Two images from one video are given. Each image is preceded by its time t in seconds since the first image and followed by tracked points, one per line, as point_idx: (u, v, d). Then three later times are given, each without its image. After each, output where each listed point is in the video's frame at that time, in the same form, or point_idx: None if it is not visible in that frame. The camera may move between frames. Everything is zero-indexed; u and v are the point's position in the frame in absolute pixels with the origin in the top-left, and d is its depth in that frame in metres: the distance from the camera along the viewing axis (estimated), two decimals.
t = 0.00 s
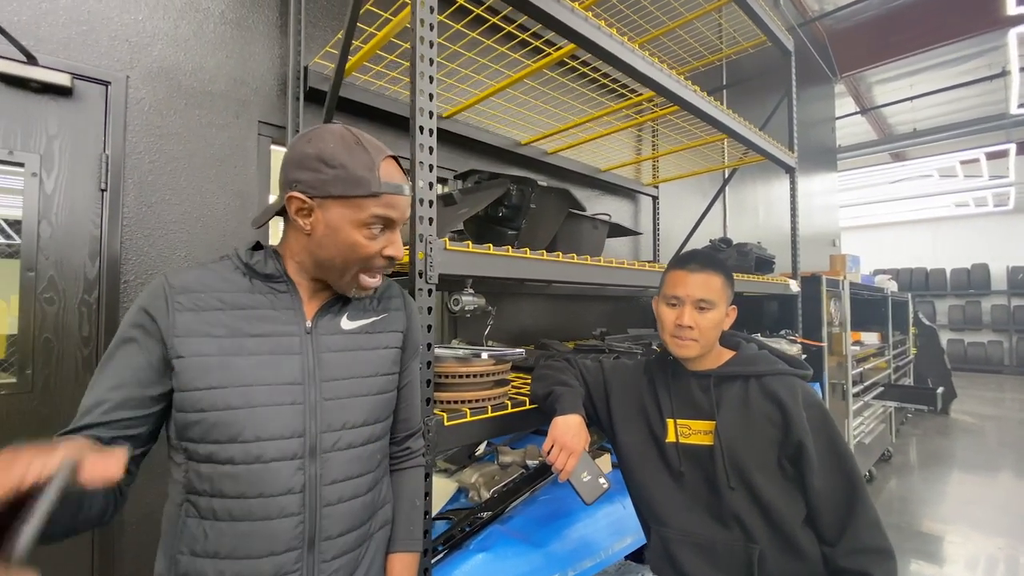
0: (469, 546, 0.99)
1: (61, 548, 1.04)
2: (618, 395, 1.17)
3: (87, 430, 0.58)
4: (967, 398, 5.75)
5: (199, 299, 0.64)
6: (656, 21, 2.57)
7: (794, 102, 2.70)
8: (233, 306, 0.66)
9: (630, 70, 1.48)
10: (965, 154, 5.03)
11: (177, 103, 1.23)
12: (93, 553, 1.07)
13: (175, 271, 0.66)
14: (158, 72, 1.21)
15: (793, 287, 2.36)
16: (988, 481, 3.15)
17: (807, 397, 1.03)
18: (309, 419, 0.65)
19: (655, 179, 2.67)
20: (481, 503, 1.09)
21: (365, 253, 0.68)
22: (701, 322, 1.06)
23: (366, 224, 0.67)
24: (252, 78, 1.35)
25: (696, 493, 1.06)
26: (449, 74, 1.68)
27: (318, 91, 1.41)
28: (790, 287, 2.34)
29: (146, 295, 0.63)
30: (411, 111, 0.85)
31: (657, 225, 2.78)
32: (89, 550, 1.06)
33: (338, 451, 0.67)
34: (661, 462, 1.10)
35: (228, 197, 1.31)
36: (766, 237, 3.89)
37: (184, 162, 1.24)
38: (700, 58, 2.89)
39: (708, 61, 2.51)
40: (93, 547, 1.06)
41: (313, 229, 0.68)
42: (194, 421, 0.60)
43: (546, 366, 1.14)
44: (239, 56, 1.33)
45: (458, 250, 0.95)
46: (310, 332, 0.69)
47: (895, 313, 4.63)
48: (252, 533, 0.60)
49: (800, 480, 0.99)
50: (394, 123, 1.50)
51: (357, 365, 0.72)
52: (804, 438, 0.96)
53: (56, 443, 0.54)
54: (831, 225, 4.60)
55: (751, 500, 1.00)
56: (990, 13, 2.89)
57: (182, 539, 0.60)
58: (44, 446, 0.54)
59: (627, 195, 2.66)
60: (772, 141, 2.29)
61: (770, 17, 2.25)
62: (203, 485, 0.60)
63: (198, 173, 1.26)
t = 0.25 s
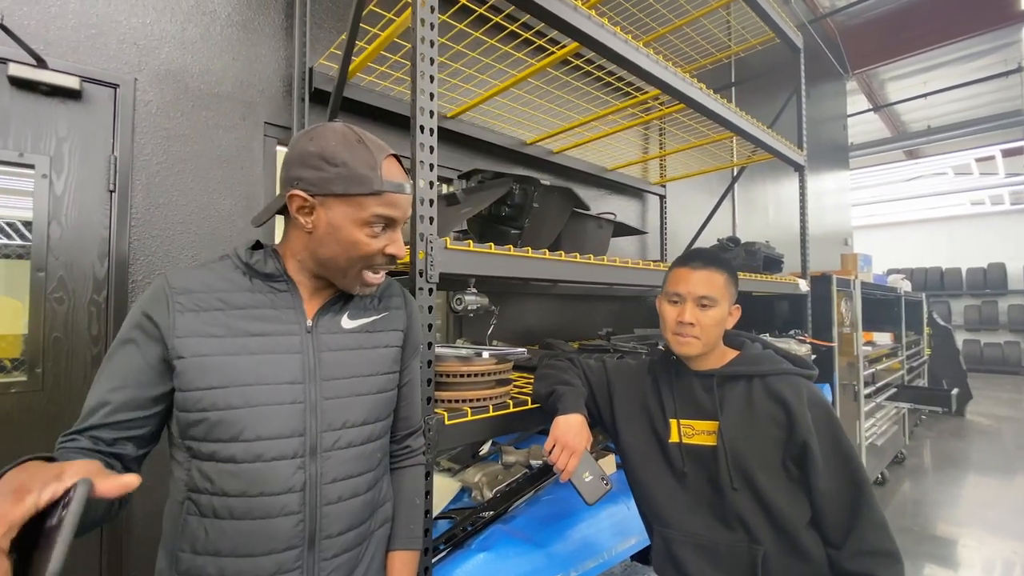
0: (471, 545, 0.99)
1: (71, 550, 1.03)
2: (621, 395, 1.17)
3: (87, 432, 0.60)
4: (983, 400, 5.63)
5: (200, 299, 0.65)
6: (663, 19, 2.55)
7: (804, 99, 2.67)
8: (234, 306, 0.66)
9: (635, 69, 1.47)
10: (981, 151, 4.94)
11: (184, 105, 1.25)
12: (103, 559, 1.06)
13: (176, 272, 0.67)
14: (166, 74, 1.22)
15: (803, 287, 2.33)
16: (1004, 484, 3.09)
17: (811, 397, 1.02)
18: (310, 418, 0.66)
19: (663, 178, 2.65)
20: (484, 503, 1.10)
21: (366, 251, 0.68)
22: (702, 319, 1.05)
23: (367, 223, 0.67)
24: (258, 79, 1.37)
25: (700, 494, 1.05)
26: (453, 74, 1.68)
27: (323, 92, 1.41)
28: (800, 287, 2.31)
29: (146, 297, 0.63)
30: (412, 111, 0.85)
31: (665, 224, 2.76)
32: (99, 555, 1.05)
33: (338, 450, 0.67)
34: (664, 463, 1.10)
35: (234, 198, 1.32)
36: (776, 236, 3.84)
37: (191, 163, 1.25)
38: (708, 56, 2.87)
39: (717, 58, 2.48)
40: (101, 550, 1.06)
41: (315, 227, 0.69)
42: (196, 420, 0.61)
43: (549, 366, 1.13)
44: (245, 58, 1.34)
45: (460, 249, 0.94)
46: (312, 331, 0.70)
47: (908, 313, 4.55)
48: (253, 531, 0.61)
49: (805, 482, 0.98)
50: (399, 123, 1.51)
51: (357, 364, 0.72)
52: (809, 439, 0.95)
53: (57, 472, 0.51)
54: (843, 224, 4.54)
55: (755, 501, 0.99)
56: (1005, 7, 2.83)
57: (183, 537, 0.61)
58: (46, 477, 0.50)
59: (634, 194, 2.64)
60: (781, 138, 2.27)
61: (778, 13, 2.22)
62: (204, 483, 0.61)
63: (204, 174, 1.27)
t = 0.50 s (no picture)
0: (472, 545, 0.99)
1: (77, 548, 1.04)
2: (623, 395, 1.16)
3: (86, 432, 0.60)
4: (1000, 402, 5.52)
5: (197, 298, 0.65)
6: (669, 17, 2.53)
7: (814, 97, 2.63)
8: (231, 305, 0.67)
9: (639, 67, 1.45)
10: (997, 148, 4.84)
11: (189, 107, 1.26)
12: (109, 555, 1.07)
13: (173, 272, 0.67)
14: (172, 77, 1.23)
15: (812, 286, 2.30)
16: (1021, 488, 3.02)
17: (816, 398, 1.00)
18: (306, 416, 0.66)
19: (670, 177, 2.63)
20: (485, 502, 1.10)
21: (365, 248, 0.68)
22: (705, 319, 1.04)
23: (364, 220, 0.67)
24: (263, 81, 1.37)
25: (703, 495, 1.04)
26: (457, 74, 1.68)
27: (327, 93, 1.42)
28: (809, 286, 2.28)
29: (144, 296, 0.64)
30: (410, 110, 0.85)
31: (672, 223, 2.74)
32: (105, 553, 1.07)
33: (335, 449, 0.68)
34: (667, 463, 1.09)
35: (239, 198, 1.33)
36: (786, 235, 3.80)
37: (195, 164, 1.26)
38: (716, 53, 2.84)
39: (724, 54, 2.46)
40: (109, 547, 1.07)
41: (312, 225, 0.69)
42: (193, 418, 0.61)
43: (550, 365, 1.13)
44: (250, 59, 1.35)
45: (460, 248, 0.93)
46: (309, 330, 0.70)
47: (922, 314, 4.47)
48: (249, 529, 0.61)
49: (809, 483, 0.97)
50: (402, 123, 1.51)
51: (354, 363, 0.72)
52: (813, 440, 0.94)
53: (41, 500, 0.47)
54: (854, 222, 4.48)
55: (758, 502, 0.98)
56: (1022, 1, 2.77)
57: (181, 535, 0.62)
58: (27, 506, 0.46)
59: (640, 194, 2.63)
60: (789, 136, 2.24)
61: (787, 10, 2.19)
62: (201, 481, 0.61)
63: (209, 175, 1.28)
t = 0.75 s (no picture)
0: (473, 545, 0.99)
1: (86, 545, 1.06)
2: (626, 396, 1.15)
3: (90, 432, 0.61)
4: (1017, 404, 5.41)
5: (196, 299, 0.66)
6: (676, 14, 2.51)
7: (824, 94, 2.59)
8: (230, 306, 0.67)
9: (643, 65, 1.44)
10: (1014, 146, 4.74)
11: (196, 109, 1.27)
12: (117, 552, 1.09)
13: (173, 272, 0.68)
14: (179, 79, 1.25)
15: (822, 286, 2.27)
16: None
17: (820, 399, 0.99)
18: (305, 416, 0.66)
19: (677, 176, 2.61)
20: (487, 502, 1.11)
21: (363, 248, 0.68)
22: (707, 318, 1.03)
23: (361, 219, 0.68)
24: (269, 82, 1.38)
25: (706, 496, 1.03)
26: (461, 74, 1.68)
27: (332, 94, 1.43)
28: (818, 286, 2.25)
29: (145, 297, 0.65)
30: (411, 109, 0.85)
31: (679, 223, 2.72)
32: (113, 549, 1.08)
33: (334, 448, 0.68)
34: (670, 464, 1.08)
35: (245, 199, 1.34)
36: (796, 234, 3.76)
37: (201, 166, 1.27)
38: (724, 51, 2.82)
39: (732, 52, 2.43)
40: (117, 543, 1.08)
41: (310, 225, 0.69)
42: (193, 418, 0.62)
43: (553, 365, 1.12)
44: (255, 61, 1.36)
45: (461, 248, 0.93)
46: (308, 330, 0.70)
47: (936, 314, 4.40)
48: (248, 528, 0.61)
49: (814, 485, 0.95)
50: (406, 123, 1.52)
51: (353, 363, 0.72)
52: (817, 441, 0.93)
53: (37, 502, 0.48)
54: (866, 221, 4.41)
55: (761, 504, 0.97)
56: None
57: (181, 533, 0.62)
58: (23, 508, 0.47)
59: (647, 193, 2.61)
60: (798, 134, 2.21)
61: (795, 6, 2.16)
62: (201, 480, 0.62)
63: (215, 176, 1.29)
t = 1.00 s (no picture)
0: (475, 545, 0.99)
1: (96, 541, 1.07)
2: (631, 396, 1.14)
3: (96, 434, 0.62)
4: None
5: (197, 297, 0.66)
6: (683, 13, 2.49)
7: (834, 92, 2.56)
8: (231, 304, 0.67)
9: (649, 64, 1.43)
10: None
11: (203, 111, 1.28)
12: (126, 550, 1.10)
13: (174, 271, 0.68)
14: (186, 81, 1.26)
15: (831, 286, 2.24)
16: None
17: (826, 399, 0.97)
18: (305, 415, 0.66)
19: (684, 175, 2.59)
20: (490, 502, 1.10)
21: (364, 242, 0.69)
22: (711, 316, 1.02)
23: (363, 212, 0.68)
24: (275, 84, 1.39)
25: (709, 498, 1.02)
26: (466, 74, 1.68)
27: (337, 95, 1.43)
28: (828, 286, 2.22)
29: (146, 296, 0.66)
30: (413, 109, 0.85)
31: (687, 222, 2.70)
32: (122, 546, 1.10)
33: (333, 448, 0.68)
34: (673, 465, 1.07)
35: (251, 200, 1.35)
36: (806, 233, 3.72)
37: (207, 167, 1.28)
38: (733, 48, 2.79)
39: (741, 50, 2.41)
40: (126, 540, 1.10)
41: (311, 220, 0.69)
42: (193, 416, 0.62)
43: (556, 365, 1.12)
44: (262, 63, 1.37)
45: (463, 247, 0.92)
46: (309, 329, 0.71)
47: (949, 314, 4.33)
48: (247, 526, 0.62)
49: (819, 487, 0.94)
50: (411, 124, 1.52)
51: (353, 362, 0.72)
52: (822, 442, 0.92)
53: (33, 560, 0.50)
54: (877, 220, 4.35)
55: (765, 506, 0.96)
56: None
57: (178, 531, 0.62)
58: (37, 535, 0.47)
59: (654, 192, 2.60)
60: (807, 132, 2.18)
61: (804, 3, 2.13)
62: (200, 478, 0.62)
63: (220, 177, 1.30)
